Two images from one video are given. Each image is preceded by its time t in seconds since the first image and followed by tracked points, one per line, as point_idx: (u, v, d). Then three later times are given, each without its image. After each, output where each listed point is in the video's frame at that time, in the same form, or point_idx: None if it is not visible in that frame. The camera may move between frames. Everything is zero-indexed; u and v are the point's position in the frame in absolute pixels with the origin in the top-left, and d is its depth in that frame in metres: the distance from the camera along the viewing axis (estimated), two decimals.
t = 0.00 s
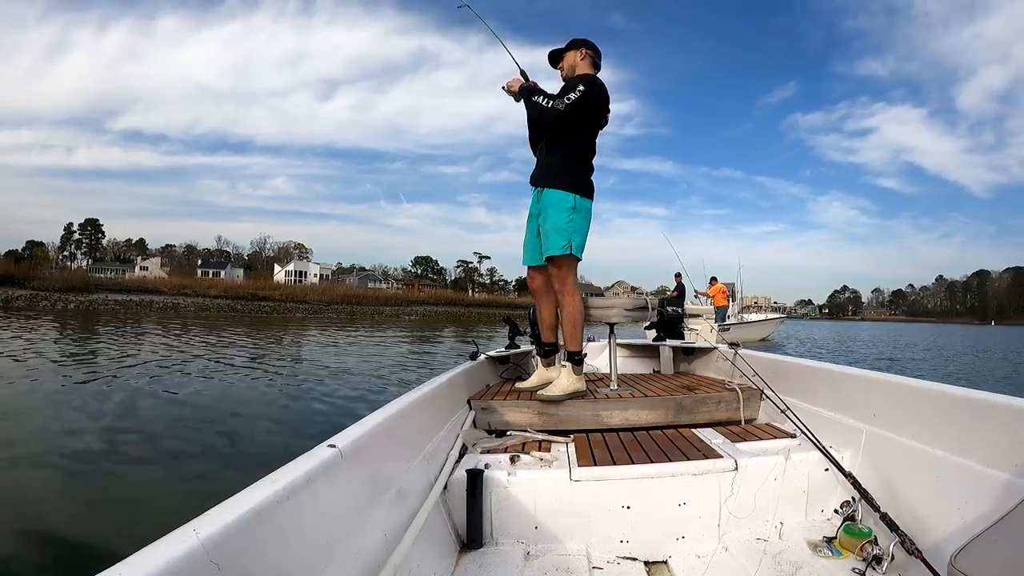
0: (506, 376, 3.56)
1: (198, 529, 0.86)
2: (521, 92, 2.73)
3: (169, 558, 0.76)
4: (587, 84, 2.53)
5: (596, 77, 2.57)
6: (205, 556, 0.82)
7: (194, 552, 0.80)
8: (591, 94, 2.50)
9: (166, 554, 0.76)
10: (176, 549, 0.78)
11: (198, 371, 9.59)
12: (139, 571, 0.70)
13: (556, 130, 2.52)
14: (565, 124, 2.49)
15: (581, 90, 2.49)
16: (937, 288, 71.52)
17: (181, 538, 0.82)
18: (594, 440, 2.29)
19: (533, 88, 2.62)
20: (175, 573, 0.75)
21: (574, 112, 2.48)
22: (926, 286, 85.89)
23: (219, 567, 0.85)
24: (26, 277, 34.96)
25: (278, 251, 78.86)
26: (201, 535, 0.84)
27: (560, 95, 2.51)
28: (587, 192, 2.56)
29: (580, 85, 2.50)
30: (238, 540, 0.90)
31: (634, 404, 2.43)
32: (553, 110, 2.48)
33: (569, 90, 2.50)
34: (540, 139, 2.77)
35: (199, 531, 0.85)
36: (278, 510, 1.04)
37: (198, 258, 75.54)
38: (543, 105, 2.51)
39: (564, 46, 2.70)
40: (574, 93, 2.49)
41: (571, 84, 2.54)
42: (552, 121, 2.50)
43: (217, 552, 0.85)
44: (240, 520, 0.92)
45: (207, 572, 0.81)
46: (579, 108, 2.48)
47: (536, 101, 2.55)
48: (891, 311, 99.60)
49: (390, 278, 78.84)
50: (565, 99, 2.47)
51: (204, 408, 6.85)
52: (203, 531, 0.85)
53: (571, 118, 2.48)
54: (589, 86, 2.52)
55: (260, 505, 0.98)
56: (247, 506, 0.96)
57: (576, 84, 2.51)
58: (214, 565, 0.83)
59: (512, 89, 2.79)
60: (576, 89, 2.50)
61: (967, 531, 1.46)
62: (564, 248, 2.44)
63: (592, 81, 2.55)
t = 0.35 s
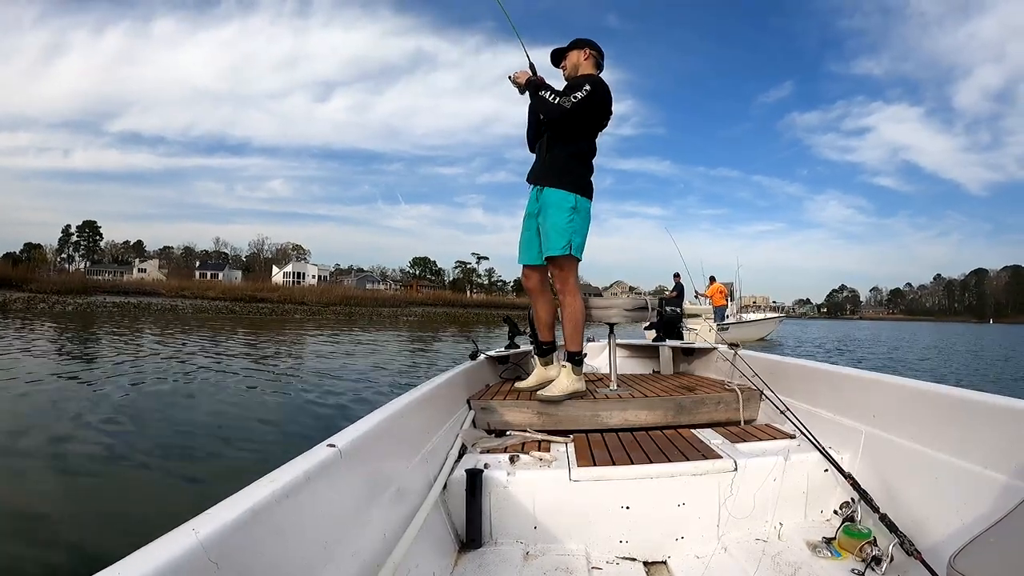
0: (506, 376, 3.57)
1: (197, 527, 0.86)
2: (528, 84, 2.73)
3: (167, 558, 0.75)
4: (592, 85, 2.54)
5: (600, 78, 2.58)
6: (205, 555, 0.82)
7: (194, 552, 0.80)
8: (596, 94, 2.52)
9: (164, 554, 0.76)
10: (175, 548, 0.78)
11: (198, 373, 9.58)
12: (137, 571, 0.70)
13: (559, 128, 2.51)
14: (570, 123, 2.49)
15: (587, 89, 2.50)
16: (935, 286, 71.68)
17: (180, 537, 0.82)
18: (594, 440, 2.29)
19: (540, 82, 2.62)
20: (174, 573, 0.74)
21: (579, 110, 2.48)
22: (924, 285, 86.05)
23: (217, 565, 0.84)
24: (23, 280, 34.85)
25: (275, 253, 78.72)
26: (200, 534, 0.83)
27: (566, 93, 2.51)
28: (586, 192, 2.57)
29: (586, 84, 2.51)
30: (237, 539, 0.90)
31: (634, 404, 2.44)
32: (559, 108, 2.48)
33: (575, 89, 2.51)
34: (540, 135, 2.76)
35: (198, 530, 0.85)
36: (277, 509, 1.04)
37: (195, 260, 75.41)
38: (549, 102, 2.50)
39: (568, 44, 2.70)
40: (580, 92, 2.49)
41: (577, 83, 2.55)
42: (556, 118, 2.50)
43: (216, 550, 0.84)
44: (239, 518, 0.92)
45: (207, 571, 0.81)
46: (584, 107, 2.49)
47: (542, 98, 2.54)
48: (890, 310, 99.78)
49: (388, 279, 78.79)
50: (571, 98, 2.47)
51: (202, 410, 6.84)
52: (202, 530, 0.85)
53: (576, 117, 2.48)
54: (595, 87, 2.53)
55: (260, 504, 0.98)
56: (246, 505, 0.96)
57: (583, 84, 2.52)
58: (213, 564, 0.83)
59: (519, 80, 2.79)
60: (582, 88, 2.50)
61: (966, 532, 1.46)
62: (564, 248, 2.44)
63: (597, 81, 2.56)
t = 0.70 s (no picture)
0: (506, 375, 3.56)
1: (197, 527, 0.86)
2: (529, 83, 2.73)
3: (166, 559, 0.75)
4: (596, 86, 2.55)
5: (604, 79, 2.59)
6: (204, 556, 0.81)
7: (194, 552, 0.80)
8: (601, 96, 2.52)
9: (164, 554, 0.76)
10: (175, 549, 0.78)
11: (198, 373, 9.58)
12: (137, 571, 0.70)
13: (562, 127, 2.51)
14: (573, 123, 2.49)
15: (592, 90, 2.50)
16: (933, 287, 71.73)
17: (180, 537, 0.82)
18: (594, 440, 2.29)
19: (542, 82, 2.62)
20: (174, 573, 0.74)
21: (581, 111, 2.48)
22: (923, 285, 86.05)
23: (217, 566, 0.84)
24: (21, 279, 34.77)
25: (274, 253, 78.62)
26: (200, 535, 0.83)
27: (570, 94, 2.51)
28: (586, 193, 2.57)
29: (590, 85, 2.52)
30: (237, 539, 0.90)
31: (634, 404, 2.43)
32: (562, 107, 2.48)
33: (578, 89, 2.51)
34: (540, 134, 2.76)
35: (198, 530, 0.85)
36: (277, 509, 1.03)
37: (194, 260, 75.29)
38: (553, 101, 2.50)
39: (571, 44, 2.70)
40: (585, 93, 2.50)
41: (579, 83, 2.55)
42: (560, 117, 2.49)
43: (216, 550, 0.84)
44: (239, 518, 0.92)
45: (207, 570, 0.81)
46: (586, 108, 2.49)
47: (546, 96, 2.54)
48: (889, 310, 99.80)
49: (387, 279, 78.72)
50: (576, 98, 2.47)
51: (202, 410, 6.83)
52: (202, 530, 0.85)
53: (580, 118, 2.49)
54: (599, 88, 2.54)
55: (259, 505, 0.98)
56: (246, 505, 0.95)
57: (587, 85, 2.53)
58: (213, 564, 0.83)
59: (520, 80, 2.79)
60: (587, 89, 2.51)
61: (966, 532, 1.46)
62: (563, 248, 2.44)
63: (600, 83, 2.56)
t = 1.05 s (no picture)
0: (506, 375, 3.56)
1: (197, 528, 0.85)
2: (529, 84, 2.73)
3: (166, 560, 0.75)
4: (595, 86, 2.54)
5: (603, 78, 2.58)
6: (204, 556, 0.81)
7: (194, 552, 0.79)
8: (599, 95, 2.52)
9: (164, 554, 0.76)
10: (175, 550, 0.77)
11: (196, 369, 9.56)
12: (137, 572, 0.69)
13: (561, 128, 2.51)
14: (572, 123, 2.49)
15: (590, 90, 2.50)
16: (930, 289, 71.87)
17: (180, 537, 0.82)
18: (594, 440, 2.29)
19: (541, 82, 2.62)
20: (174, 573, 0.74)
21: (580, 111, 2.48)
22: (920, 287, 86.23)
23: (218, 566, 0.84)
24: (17, 274, 34.67)
25: (272, 249, 78.54)
26: (200, 534, 0.83)
27: (569, 94, 2.51)
28: (587, 192, 2.56)
29: (589, 84, 2.52)
30: (236, 539, 0.90)
31: (634, 404, 2.43)
32: (561, 108, 2.48)
33: (577, 89, 2.50)
34: (540, 135, 2.76)
35: (198, 530, 0.84)
36: (276, 510, 1.03)
37: (191, 256, 75.15)
38: (552, 101, 2.50)
39: (570, 45, 2.70)
40: (583, 93, 2.49)
41: (578, 83, 2.54)
42: (558, 118, 2.49)
43: (216, 550, 0.84)
44: (238, 519, 0.91)
45: (207, 571, 0.81)
46: (585, 108, 2.49)
47: (545, 98, 2.54)
48: (886, 312, 100.03)
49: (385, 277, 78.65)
50: (573, 99, 2.47)
51: (200, 407, 6.82)
52: (202, 530, 0.84)
53: (579, 117, 2.48)
54: (597, 87, 2.53)
55: (259, 505, 0.97)
56: (246, 505, 0.95)
57: (585, 85, 2.52)
58: (214, 564, 0.83)
59: (519, 82, 2.79)
60: (584, 89, 2.50)
61: (966, 532, 1.46)
62: (563, 247, 2.44)
63: (599, 82, 2.56)
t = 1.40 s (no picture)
0: (506, 375, 3.56)
1: (197, 528, 0.84)
2: (530, 83, 2.72)
3: (166, 559, 0.74)
4: (595, 86, 2.54)
5: (602, 79, 2.58)
6: (204, 556, 0.81)
7: (194, 552, 0.79)
8: (599, 96, 2.52)
9: (163, 555, 0.75)
10: (174, 550, 0.77)
11: (193, 368, 9.52)
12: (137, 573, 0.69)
13: (562, 128, 2.50)
14: (572, 123, 2.48)
15: (591, 91, 2.49)
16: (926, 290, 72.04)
17: (180, 537, 0.81)
18: (594, 440, 2.28)
19: (542, 82, 2.61)
20: (174, 574, 0.73)
21: (581, 112, 2.47)
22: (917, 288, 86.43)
23: (218, 566, 0.83)
24: (13, 271, 34.55)
25: (269, 248, 78.37)
26: (200, 535, 0.83)
27: (570, 95, 2.50)
28: (586, 192, 2.56)
29: (590, 86, 2.51)
30: (236, 539, 0.89)
31: (634, 405, 2.43)
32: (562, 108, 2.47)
33: (579, 90, 2.50)
34: (540, 134, 2.75)
35: (198, 530, 0.84)
36: (276, 510, 1.02)
37: (187, 253, 74.92)
38: (553, 101, 2.49)
39: (569, 45, 2.69)
40: (584, 94, 2.49)
41: (579, 84, 2.54)
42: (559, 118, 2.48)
43: (216, 551, 0.83)
44: (238, 519, 0.91)
45: (207, 571, 0.80)
46: (586, 109, 2.49)
47: (545, 98, 2.53)
48: (882, 313, 100.24)
49: (383, 276, 78.52)
50: (574, 99, 2.46)
51: (197, 406, 6.80)
52: (202, 530, 0.84)
53: (580, 118, 2.48)
54: (598, 88, 2.53)
55: (259, 505, 0.97)
56: (246, 505, 0.94)
57: (586, 85, 2.52)
58: (214, 565, 0.82)
59: (521, 81, 2.78)
60: (585, 90, 2.50)
61: (965, 533, 1.47)
62: (563, 247, 2.44)
63: (599, 83, 2.56)
